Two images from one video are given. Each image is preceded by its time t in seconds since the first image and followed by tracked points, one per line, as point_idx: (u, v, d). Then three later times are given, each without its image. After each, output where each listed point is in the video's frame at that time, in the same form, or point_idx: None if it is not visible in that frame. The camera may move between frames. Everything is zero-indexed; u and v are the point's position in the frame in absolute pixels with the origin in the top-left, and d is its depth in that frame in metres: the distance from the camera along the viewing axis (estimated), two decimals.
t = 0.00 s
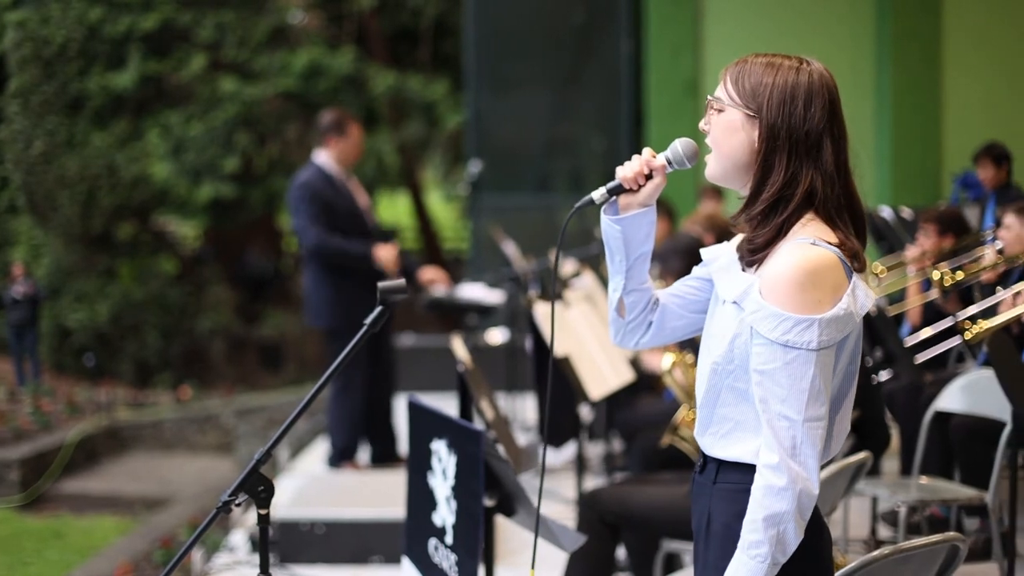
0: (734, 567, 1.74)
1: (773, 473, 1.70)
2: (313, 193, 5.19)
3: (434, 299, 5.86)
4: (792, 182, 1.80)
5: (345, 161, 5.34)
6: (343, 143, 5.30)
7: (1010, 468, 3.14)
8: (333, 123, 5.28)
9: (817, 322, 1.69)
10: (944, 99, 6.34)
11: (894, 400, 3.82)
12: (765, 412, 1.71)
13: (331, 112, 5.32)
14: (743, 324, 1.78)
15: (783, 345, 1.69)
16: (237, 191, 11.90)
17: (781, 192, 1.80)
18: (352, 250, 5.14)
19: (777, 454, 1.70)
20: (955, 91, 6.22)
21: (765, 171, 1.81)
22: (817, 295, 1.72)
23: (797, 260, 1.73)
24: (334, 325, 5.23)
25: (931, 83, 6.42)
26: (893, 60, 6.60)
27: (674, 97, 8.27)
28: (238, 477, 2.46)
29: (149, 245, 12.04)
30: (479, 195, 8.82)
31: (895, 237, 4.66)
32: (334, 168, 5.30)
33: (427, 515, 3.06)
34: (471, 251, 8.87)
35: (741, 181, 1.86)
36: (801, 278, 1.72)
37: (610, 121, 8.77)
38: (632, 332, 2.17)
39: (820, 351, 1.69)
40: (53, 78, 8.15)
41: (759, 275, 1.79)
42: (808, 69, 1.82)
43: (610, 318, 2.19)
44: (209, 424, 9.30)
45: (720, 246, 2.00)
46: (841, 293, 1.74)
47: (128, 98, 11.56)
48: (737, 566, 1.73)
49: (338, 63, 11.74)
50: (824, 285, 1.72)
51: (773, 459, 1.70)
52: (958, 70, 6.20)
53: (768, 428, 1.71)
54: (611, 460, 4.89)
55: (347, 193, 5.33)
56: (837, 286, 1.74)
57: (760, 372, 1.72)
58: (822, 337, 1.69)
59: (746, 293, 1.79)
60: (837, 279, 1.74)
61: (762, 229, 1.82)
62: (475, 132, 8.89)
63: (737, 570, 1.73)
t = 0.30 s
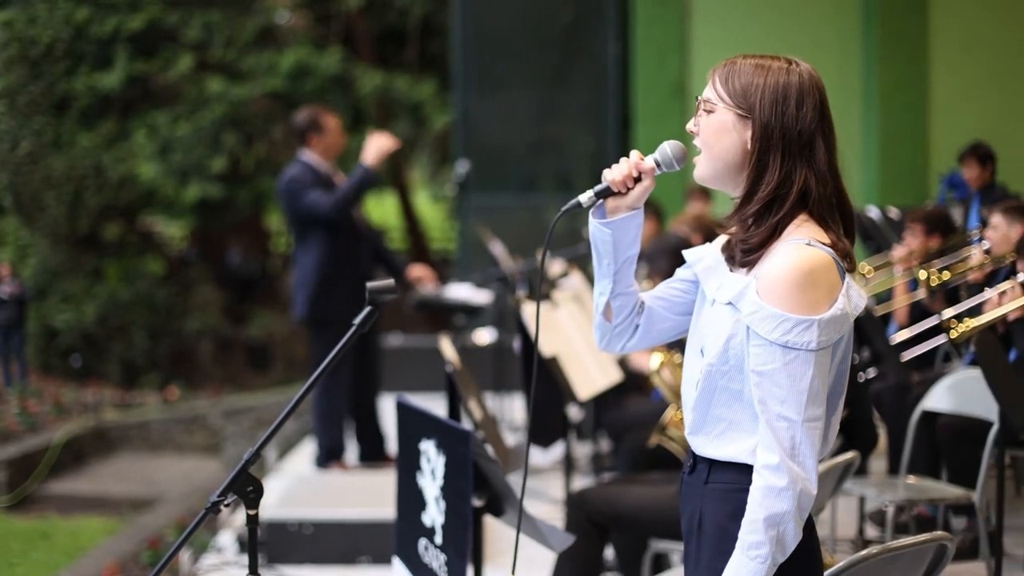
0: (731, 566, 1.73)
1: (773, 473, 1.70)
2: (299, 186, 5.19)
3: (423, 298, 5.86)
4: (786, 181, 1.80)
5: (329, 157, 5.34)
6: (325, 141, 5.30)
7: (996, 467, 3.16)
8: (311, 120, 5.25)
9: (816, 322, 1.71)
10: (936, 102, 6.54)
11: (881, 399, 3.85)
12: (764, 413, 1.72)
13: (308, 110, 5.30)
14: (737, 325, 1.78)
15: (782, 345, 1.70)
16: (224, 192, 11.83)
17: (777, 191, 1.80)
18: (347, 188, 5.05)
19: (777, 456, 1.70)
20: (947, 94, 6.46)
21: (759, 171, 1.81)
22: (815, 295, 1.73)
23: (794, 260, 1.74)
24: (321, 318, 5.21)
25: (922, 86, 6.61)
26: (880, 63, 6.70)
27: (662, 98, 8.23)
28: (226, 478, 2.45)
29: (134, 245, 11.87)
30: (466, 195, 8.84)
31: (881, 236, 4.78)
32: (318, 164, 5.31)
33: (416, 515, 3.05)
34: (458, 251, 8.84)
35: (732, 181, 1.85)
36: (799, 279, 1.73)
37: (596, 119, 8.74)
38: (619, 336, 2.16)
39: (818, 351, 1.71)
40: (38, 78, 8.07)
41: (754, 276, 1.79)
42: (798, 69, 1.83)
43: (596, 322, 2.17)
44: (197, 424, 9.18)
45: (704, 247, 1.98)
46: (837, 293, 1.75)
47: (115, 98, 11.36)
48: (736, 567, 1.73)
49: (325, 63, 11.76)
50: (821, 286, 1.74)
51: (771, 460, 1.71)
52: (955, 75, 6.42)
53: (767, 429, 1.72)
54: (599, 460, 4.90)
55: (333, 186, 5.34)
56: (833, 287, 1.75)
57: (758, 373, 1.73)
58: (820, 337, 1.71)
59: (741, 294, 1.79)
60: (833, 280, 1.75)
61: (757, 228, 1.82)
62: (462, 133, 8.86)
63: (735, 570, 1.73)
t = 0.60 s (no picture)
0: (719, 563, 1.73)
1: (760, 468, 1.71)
2: (288, 190, 5.19)
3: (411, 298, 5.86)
4: (776, 179, 1.81)
5: (317, 161, 5.32)
6: (315, 144, 5.30)
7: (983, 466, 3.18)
8: (306, 123, 5.26)
9: (805, 318, 1.72)
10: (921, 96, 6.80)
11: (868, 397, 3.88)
12: (754, 410, 1.72)
13: (303, 112, 5.30)
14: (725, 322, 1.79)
15: (772, 341, 1.71)
16: (211, 191, 11.74)
17: (766, 189, 1.80)
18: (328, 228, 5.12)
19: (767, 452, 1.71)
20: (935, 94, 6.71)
21: (748, 168, 1.82)
22: (803, 291, 1.74)
23: (783, 258, 1.74)
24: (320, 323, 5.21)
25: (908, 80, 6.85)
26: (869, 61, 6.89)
27: (648, 97, 8.60)
28: (215, 477, 2.45)
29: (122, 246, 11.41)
30: (454, 196, 8.79)
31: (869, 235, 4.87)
32: (305, 167, 5.28)
33: (405, 514, 3.05)
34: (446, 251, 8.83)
35: (718, 178, 1.86)
36: (787, 276, 1.74)
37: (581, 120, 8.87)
38: (606, 339, 2.15)
39: (807, 347, 1.72)
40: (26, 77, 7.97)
41: (742, 274, 1.80)
42: (784, 68, 1.84)
43: (583, 326, 2.15)
44: (183, 424, 9.10)
45: (688, 249, 1.98)
46: (825, 291, 1.76)
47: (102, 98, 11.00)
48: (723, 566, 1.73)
49: (313, 63, 11.75)
50: (811, 283, 1.75)
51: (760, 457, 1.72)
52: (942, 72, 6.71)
53: (757, 426, 1.72)
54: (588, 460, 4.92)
55: (323, 191, 5.33)
56: (821, 285, 1.76)
57: (748, 369, 1.73)
58: (809, 334, 1.72)
59: (729, 292, 1.79)
60: (820, 278, 1.76)
61: (745, 225, 1.82)
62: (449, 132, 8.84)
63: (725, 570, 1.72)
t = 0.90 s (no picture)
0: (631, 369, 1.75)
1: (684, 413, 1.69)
2: (278, 187, 5.19)
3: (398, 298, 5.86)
4: (764, 169, 1.79)
5: (309, 161, 5.32)
6: (309, 144, 5.28)
7: (971, 465, 3.19)
8: (301, 122, 5.25)
9: (777, 313, 1.67)
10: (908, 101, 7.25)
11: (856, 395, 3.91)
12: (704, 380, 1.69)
13: (300, 111, 5.29)
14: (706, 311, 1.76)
15: (741, 327, 1.67)
16: (198, 191, 11.68)
17: (754, 178, 1.79)
18: (315, 224, 5.07)
19: (692, 415, 1.68)
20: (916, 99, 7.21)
21: (738, 158, 1.80)
22: (780, 287, 1.70)
23: (763, 251, 1.71)
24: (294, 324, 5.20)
25: (898, 86, 7.29)
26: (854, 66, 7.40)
27: (636, 97, 8.40)
28: (204, 476, 2.44)
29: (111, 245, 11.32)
30: (442, 195, 8.87)
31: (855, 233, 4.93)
32: (297, 166, 5.30)
33: (392, 513, 3.05)
34: (434, 250, 8.80)
35: (707, 177, 1.83)
36: (769, 269, 1.70)
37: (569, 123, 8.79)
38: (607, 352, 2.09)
39: (772, 340, 1.67)
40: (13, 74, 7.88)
41: (727, 266, 1.77)
42: (764, 65, 1.83)
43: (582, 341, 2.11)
44: (172, 424, 9.03)
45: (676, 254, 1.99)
46: (807, 292, 1.72)
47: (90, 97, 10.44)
48: (611, 377, 1.72)
49: (299, 63, 11.74)
50: (790, 279, 1.70)
51: (682, 412, 1.69)
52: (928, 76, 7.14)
53: (699, 393, 1.69)
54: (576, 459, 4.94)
55: (312, 190, 5.34)
56: (803, 285, 1.72)
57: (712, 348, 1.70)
58: (778, 328, 1.67)
59: (712, 282, 1.76)
60: (801, 277, 1.72)
61: (734, 215, 1.80)
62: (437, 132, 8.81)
63: (619, 384, 1.72)
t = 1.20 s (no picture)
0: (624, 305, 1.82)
1: (619, 362, 1.74)
2: (271, 187, 5.18)
3: (388, 298, 5.85)
4: (750, 161, 1.78)
5: (303, 161, 5.28)
6: (304, 144, 5.24)
7: (960, 465, 3.21)
8: (296, 123, 5.22)
9: (728, 300, 1.68)
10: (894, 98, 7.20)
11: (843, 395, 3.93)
12: (648, 343, 1.74)
13: (295, 112, 5.27)
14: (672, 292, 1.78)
15: (689, 308, 1.70)
16: (186, 192, 11.69)
17: (742, 172, 1.78)
18: (312, 223, 5.10)
19: (620, 369, 1.73)
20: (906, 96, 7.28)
21: (723, 155, 1.79)
22: (738, 276, 1.70)
23: (728, 241, 1.71)
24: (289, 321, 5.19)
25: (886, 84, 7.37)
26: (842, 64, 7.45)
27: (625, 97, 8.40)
28: (193, 477, 2.43)
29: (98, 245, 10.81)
30: (430, 196, 8.77)
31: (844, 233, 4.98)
32: (292, 166, 5.26)
33: (382, 514, 3.05)
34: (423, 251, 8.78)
35: (698, 178, 1.82)
36: (729, 260, 1.70)
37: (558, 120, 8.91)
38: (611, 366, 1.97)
39: (719, 326, 1.69)
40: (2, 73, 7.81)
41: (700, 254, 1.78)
42: (742, 62, 1.83)
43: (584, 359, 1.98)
44: (160, 425, 9.07)
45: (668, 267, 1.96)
46: (772, 289, 1.71)
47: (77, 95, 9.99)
48: (597, 301, 1.79)
49: (287, 63, 11.74)
50: (751, 272, 1.70)
51: (614, 363, 1.74)
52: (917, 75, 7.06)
53: (638, 353, 1.74)
54: (566, 459, 4.96)
55: (304, 190, 5.32)
56: (769, 281, 1.71)
57: (663, 317, 1.74)
58: (726, 315, 1.68)
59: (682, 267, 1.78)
60: (770, 273, 1.71)
61: (723, 209, 1.79)
62: (426, 131, 8.88)
63: (592, 315, 1.80)
